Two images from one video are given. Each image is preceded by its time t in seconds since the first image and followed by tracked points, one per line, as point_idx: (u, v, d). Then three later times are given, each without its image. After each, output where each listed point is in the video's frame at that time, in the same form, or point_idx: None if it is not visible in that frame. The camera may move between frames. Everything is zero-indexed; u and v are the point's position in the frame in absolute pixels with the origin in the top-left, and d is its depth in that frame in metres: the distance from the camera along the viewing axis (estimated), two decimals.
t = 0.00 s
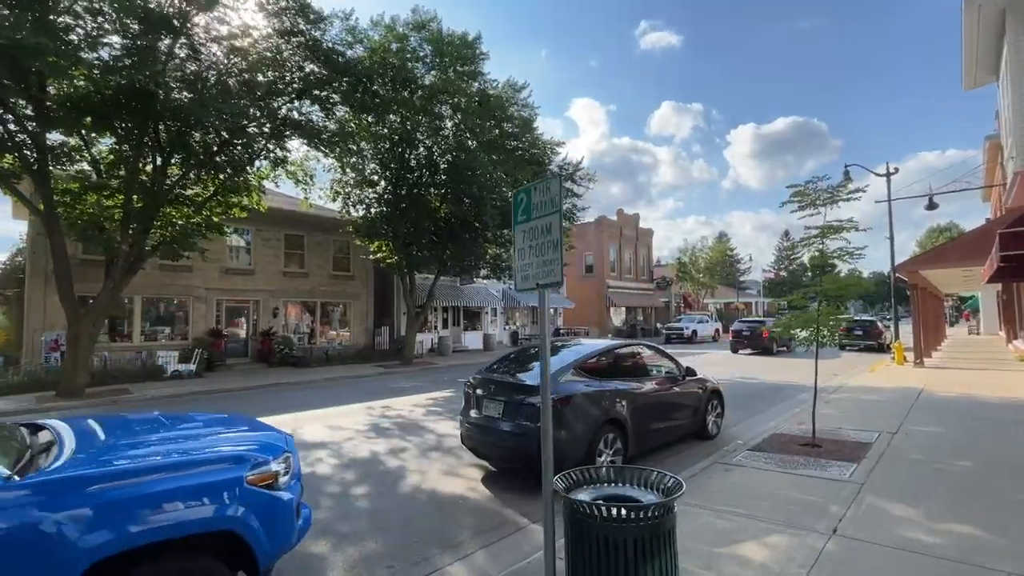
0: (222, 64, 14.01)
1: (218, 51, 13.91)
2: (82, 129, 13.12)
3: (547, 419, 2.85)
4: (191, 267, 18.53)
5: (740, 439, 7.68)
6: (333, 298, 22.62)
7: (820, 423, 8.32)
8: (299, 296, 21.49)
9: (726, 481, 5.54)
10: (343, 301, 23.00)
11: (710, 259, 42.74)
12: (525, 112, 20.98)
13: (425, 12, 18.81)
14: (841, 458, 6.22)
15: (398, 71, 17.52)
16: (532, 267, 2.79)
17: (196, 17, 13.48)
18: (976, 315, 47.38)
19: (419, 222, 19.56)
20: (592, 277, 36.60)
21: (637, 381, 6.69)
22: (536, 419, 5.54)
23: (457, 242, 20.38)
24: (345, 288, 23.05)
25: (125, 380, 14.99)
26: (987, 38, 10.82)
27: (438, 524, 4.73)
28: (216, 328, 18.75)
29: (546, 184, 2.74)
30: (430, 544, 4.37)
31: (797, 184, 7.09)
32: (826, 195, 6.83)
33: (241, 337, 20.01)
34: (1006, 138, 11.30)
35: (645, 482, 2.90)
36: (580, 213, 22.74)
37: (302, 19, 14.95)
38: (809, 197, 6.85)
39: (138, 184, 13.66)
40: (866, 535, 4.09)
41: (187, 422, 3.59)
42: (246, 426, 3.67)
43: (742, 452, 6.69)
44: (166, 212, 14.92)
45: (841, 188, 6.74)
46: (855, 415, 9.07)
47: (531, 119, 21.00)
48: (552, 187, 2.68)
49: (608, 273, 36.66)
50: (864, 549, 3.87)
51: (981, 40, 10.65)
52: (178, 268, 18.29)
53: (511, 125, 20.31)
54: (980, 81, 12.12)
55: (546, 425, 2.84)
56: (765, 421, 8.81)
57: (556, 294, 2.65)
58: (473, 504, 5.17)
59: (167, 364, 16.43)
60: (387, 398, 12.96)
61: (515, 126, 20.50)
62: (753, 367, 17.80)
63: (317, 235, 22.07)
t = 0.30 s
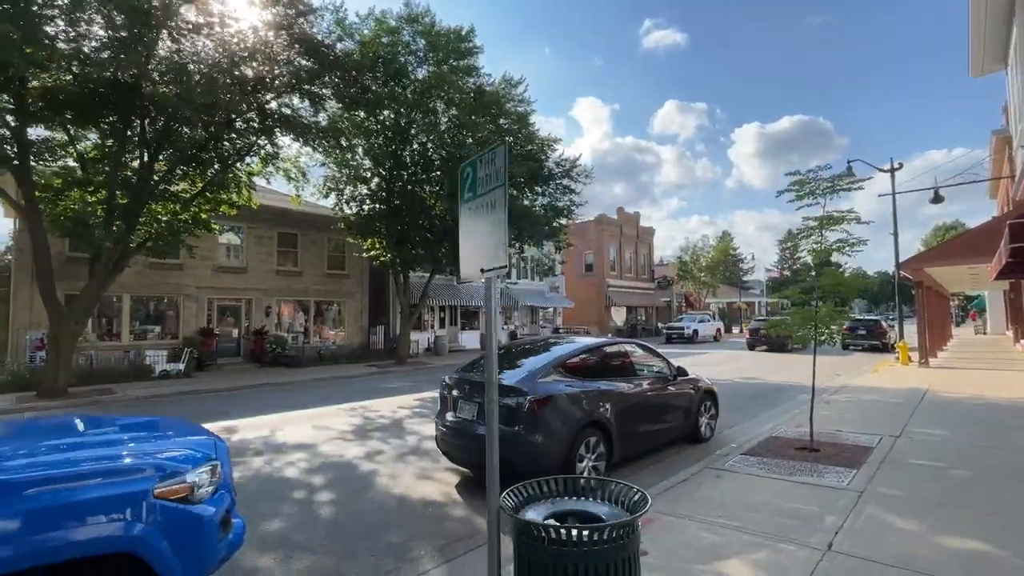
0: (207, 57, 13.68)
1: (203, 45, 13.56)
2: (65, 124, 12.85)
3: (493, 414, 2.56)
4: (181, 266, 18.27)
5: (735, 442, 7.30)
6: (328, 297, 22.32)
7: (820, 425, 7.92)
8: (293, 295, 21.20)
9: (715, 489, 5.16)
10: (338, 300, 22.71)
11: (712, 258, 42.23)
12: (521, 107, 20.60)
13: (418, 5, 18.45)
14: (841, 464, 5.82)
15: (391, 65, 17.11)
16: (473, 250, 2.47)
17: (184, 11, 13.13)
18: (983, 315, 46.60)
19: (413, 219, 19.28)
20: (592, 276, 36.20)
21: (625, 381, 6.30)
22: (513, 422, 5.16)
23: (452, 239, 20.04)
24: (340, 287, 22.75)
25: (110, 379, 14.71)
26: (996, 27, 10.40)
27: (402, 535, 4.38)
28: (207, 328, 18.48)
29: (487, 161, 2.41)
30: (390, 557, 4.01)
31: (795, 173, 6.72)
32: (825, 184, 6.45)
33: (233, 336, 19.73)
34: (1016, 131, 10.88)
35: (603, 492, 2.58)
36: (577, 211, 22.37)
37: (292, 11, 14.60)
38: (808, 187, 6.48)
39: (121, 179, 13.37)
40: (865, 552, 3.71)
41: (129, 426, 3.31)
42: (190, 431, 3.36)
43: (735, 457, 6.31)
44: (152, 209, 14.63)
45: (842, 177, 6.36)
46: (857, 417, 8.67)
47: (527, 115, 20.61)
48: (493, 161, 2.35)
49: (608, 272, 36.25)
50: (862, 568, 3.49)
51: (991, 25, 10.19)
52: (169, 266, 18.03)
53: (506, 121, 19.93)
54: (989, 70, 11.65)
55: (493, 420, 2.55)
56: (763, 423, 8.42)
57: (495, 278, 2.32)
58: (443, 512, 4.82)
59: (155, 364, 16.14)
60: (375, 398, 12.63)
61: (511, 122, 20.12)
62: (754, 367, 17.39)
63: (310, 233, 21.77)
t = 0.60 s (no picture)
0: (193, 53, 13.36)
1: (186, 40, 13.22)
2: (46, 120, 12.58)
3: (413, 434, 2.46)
4: (171, 265, 18.00)
5: (729, 450, 6.93)
6: (321, 297, 22.01)
7: (818, 432, 7.53)
8: (285, 295, 20.92)
9: (704, 505, 4.78)
10: (332, 300, 22.42)
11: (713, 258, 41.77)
12: (517, 104, 20.23)
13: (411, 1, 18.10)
14: (839, 475, 5.44)
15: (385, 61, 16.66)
16: (402, 248, 2.51)
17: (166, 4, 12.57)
18: (987, 316, 46.02)
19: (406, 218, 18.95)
20: (591, 276, 35.81)
21: (611, 387, 5.89)
22: (486, 433, 4.78)
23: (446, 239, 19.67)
24: (333, 287, 22.45)
25: (94, 381, 14.42)
26: (1005, 17, 9.96)
27: (357, 555, 4.01)
28: (196, 328, 18.20)
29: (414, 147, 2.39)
30: None
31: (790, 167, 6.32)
32: (824, 179, 6.04)
33: (223, 337, 19.43)
34: None
35: (552, 521, 2.24)
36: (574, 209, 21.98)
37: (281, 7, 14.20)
38: (805, 181, 6.08)
39: (103, 176, 13.05)
40: None
41: (65, 441, 3.09)
42: (124, 448, 3.12)
43: (728, 467, 5.93)
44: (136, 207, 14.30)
45: (841, 170, 5.96)
46: (859, 423, 8.27)
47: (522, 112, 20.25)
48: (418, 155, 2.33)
49: (607, 272, 35.85)
50: None
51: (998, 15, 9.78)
52: (157, 266, 17.75)
53: (501, 118, 19.56)
54: (995, 62, 11.23)
55: (413, 443, 2.44)
56: (759, 429, 8.06)
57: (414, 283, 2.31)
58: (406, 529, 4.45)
59: (142, 365, 15.86)
60: (362, 401, 12.30)
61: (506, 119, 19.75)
62: (753, 369, 16.98)
63: (303, 233, 21.48)
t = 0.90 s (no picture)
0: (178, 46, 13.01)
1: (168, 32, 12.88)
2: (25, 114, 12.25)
3: (317, 435, 2.19)
4: (159, 263, 17.70)
5: (722, 455, 6.56)
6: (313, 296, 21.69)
7: (816, 437, 7.16)
8: (277, 294, 20.61)
9: (691, 518, 4.41)
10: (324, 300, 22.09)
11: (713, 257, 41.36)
12: (511, 100, 19.91)
13: None
14: (837, 485, 5.07)
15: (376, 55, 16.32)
16: (301, 227, 2.37)
17: None
18: (990, 315, 45.54)
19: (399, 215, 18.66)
20: (589, 275, 35.43)
21: (595, 389, 5.52)
22: (456, 440, 4.41)
23: (440, 237, 19.34)
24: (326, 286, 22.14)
25: (77, 382, 14.12)
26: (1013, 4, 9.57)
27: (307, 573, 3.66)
28: (185, 328, 17.89)
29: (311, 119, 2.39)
30: None
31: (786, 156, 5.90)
32: (824, 168, 5.63)
33: (213, 337, 19.13)
34: None
35: (488, 553, 1.88)
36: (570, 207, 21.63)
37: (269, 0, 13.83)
38: (802, 171, 5.68)
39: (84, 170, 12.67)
40: None
41: None
42: (27, 465, 2.73)
43: (719, 474, 5.57)
44: (118, 203, 13.98)
45: (840, 158, 5.56)
46: (859, 426, 7.90)
47: (517, 108, 19.91)
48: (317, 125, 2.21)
49: (605, 271, 35.46)
50: None
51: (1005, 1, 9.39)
52: (145, 264, 17.44)
53: (495, 114, 19.21)
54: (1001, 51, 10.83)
55: (315, 441, 2.19)
56: (755, 433, 7.69)
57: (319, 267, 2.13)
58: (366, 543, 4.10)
59: (127, 365, 15.57)
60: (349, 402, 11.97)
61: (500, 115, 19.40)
62: (751, 369, 16.60)
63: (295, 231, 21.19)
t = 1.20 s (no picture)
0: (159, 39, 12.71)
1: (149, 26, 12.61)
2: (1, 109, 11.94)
3: (158, 467, 1.92)
4: (146, 263, 17.39)
5: (712, 464, 6.20)
6: (305, 297, 21.36)
7: (811, 445, 6.80)
8: (267, 295, 20.29)
9: (672, 538, 4.05)
10: (316, 300, 21.77)
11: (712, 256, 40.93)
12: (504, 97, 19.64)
13: None
14: (831, 499, 4.70)
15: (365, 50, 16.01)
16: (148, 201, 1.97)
17: None
18: (994, 315, 45.01)
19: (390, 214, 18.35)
20: (587, 275, 35.05)
21: (574, 395, 5.15)
22: (417, 454, 4.02)
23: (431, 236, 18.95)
24: (317, 285, 21.81)
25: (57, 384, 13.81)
26: None
27: None
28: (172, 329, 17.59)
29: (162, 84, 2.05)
30: None
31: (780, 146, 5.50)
32: (820, 159, 5.22)
33: (201, 338, 18.82)
34: None
35: None
36: (565, 205, 21.28)
37: None
38: (796, 162, 5.25)
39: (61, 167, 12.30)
40: None
41: None
42: None
43: (706, 486, 5.21)
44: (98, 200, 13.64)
45: (838, 148, 5.14)
46: (857, 432, 7.54)
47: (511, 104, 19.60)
48: (154, 104, 2.00)
49: (603, 270, 35.07)
50: None
51: None
52: (131, 264, 17.14)
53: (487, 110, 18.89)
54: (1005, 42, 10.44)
55: (156, 474, 1.91)
56: (748, 441, 7.33)
57: (157, 260, 1.91)
58: (315, 567, 3.77)
59: (111, 367, 15.26)
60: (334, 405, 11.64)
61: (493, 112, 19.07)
62: (749, 370, 16.23)
63: (286, 230, 20.89)
